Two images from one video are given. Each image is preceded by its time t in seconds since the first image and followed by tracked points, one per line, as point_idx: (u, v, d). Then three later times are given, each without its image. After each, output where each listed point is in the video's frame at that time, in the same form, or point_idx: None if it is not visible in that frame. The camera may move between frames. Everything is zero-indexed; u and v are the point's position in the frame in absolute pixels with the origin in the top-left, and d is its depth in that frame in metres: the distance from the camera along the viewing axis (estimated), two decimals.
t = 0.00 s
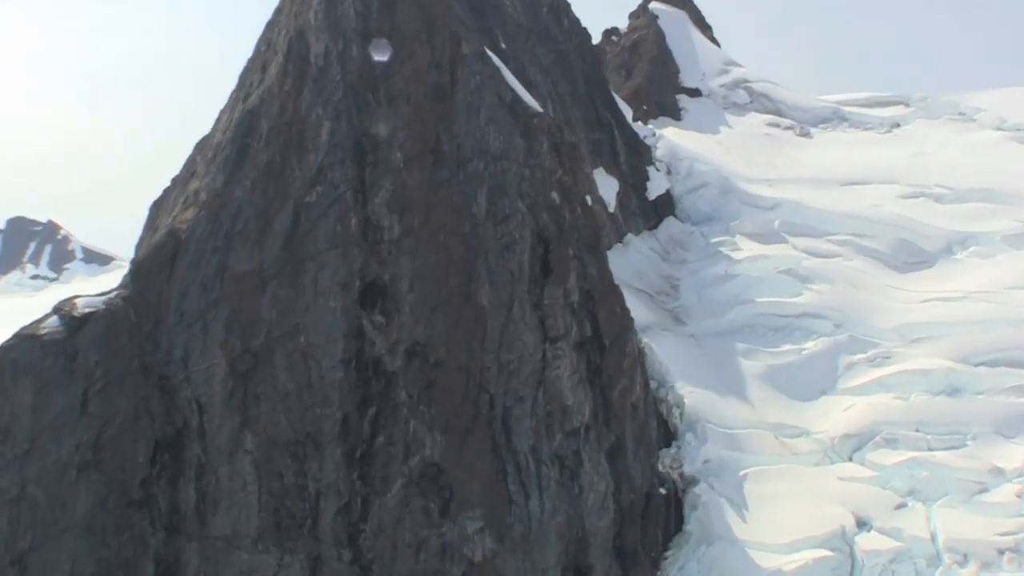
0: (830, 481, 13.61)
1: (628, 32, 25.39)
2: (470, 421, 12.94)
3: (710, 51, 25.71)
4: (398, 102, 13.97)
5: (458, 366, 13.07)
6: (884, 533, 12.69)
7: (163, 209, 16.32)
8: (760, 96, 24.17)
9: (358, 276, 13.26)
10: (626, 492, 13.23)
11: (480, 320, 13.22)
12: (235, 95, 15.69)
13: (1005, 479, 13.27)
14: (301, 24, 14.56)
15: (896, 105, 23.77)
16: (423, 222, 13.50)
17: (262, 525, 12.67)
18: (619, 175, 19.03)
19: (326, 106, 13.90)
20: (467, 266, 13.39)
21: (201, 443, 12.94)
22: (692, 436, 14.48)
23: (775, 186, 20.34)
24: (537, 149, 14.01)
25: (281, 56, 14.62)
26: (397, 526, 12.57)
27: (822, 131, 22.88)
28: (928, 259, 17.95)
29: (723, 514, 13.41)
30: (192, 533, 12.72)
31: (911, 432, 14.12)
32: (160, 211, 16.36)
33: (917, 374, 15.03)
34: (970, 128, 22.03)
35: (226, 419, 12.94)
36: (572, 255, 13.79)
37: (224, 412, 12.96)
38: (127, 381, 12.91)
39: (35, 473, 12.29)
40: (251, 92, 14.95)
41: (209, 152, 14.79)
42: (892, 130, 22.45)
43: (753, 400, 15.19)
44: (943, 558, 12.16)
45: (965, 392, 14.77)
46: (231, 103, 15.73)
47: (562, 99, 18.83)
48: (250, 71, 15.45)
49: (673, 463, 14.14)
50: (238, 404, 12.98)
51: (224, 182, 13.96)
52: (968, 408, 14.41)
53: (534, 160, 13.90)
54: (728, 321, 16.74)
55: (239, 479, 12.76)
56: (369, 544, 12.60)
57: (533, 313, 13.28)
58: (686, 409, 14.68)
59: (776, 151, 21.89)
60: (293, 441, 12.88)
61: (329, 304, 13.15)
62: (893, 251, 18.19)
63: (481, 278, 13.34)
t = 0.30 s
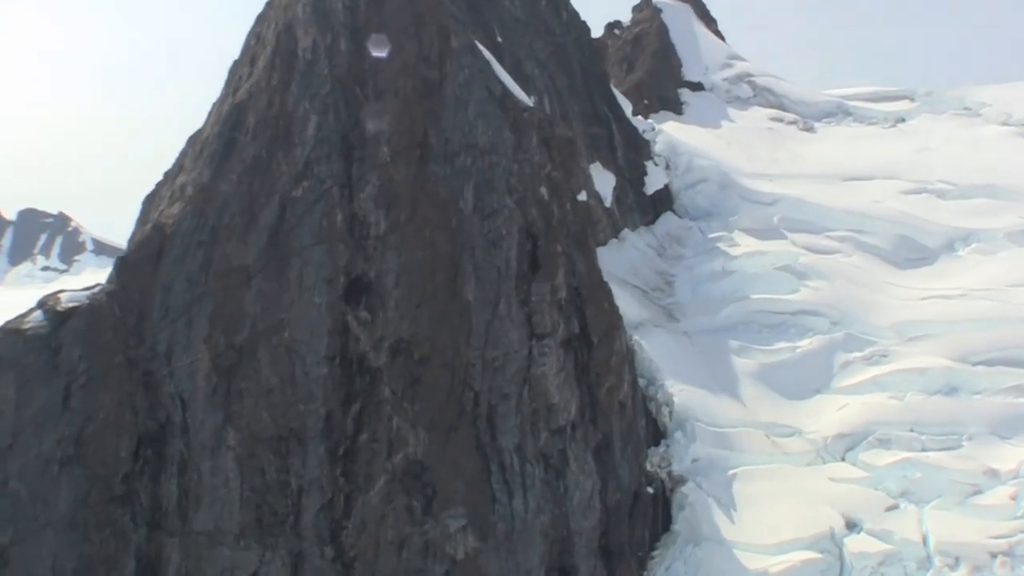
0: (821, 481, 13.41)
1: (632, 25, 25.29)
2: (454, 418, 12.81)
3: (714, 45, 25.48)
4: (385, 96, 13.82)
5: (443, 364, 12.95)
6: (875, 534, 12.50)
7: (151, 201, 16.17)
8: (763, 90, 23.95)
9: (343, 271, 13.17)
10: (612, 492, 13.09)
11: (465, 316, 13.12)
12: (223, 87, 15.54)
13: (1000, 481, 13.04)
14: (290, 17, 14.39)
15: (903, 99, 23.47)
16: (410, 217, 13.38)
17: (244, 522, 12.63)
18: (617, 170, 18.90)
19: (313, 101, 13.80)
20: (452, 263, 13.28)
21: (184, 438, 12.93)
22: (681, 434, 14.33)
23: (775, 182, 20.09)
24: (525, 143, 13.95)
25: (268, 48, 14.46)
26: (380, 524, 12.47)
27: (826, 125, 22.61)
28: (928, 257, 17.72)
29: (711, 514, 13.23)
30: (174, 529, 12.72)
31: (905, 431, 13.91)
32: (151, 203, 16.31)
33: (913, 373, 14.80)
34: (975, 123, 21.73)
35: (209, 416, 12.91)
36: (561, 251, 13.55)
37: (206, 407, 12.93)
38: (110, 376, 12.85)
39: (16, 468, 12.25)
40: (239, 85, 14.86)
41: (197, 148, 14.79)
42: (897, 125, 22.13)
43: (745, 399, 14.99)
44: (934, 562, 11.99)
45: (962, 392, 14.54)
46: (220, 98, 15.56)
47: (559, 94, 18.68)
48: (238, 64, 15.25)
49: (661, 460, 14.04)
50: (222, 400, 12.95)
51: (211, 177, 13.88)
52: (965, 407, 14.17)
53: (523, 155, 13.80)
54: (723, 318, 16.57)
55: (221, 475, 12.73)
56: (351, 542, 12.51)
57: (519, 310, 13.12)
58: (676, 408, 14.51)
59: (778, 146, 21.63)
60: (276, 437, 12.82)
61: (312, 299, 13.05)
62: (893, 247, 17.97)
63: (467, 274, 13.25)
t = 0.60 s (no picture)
0: (813, 482, 13.51)
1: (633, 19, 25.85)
2: (439, 417, 12.73)
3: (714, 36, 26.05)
4: (370, 93, 13.76)
5: (427, 363, 12.90)
6: (867, 536, 12.64)
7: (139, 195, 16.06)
8: (764, 84, 24.58)
9: (328, 269, 13.04)
10: (599, 492, 13.01)
11: (450, 313, 13.03)
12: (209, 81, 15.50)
13: (996, 480, 13.22)
14: (275, 13, 14.29)
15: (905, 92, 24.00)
16: (394, 214, 13.34)
17: (227, 521, 12.48)
18: (613, 165, 19.04)
19: (298, 96, 13.62)
20: (437, 259, 13.23)
21: (167, 437, 12.78)
22: (671, 433, 14.38)
23: (774, 176, 20.33)
24: (512, 138, 13.74)
25: (253, 43, 14.40)
26: (364, 524, 12.37)
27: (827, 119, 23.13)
28: (929, 252, 17.93)
29: (701, 514, 13.22)
30: (157, 529, 12.59)
31: (900, 428, 14.07)
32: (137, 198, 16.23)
33: (910, 370, 14.90)
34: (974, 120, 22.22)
35: (192, 414, 12.74)
36: (547, 249, 13.40)
37: (190, 406, 12.77)
38: (93, 375, 12.83)
39: None
40: (225, 79, 14.71)
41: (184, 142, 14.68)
42: (899, 118, 22.76)
43: (737, 395, 15.13)
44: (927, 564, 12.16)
45: (960, 389, 14.65)
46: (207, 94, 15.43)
47: (553, 92, 18.73)
48: (224, 61, 15.15)
49: (651, 462, 14.02)
50: (206, 399, 12.78)
51: (195, 176, 13.73)
52: (961, 406, 14.30)
53: (509, 151, 13.62)
54: (718, 314, 16.78)
55: (204, 474, 12.57)
56: (334, 542, 12.42)
57: (506, 308, 13.01)
58: (666, 405, 14.61)
59: (778, 139, 21.99)
60: (260, 436, 12.68)
61: (296, 300, 12.90)
62: (893, 242, 18.18)
63: (452, 271, 13.14)
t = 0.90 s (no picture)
0: (805, 484, 13.31)
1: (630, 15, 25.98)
2: (423, 419, 12.54)
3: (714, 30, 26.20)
4: (352, 91, 13.53)
5: (411, 364, 12.70)
6: (859, 539, 12.43)
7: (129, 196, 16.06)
8: (764, 78, 24.57)
9: (311, 269, 12.86)
10: (586, 494, 12.86)
11: (433, 313, 12.81)
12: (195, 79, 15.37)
13: (992, 481, 13.01)
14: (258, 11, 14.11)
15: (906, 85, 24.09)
16: (377, 212, 13.14)
17: (210, 523, 12.30)
18: (607, 161, 18.98)
19: (281, 95, 13.46)
20: (421, 258, 13.05)
21: (150, 439, 12.58)
22: (661, 434, 14.22)
23: (772, 171, 20.47)
24: (497, 136, 13.61)
25: (237, 43, 14.16)
26: (347, 526, 12.21)
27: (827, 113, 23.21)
28: (929, 247, 17.89)
29: (689, 517, 13.07)
30: (140, 532, 12.40)
31: (894, 428, 13.96)
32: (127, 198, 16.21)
33: (905, 369, 14.79)
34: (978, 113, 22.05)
35: (175, 416, 12.53)
36: (533, 247, 13.28)
37: (173, 408, 12.55)
38: (76, 377, 12.59)
39: None
40: (209, 78, 14.59)
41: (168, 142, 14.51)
42: (901, 111, 22.75)
43: (729, 394, 15.02)
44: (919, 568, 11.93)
45: (957, 387, 14.52)
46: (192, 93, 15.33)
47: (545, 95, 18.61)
48: (209, 60, 14.94)
49: (640, 463, 13.90)
50: (188, 401, 12.56)
51: (178, 176, 13.53)
52: (957, 405, 14.18)
53: (494, 149, 13.48)
54: (711, 312, 16.70)
55: (187, 476, 12.38)
56: (317, 545, 12.26)
57: (490, 308, 12.83)
58: (655, 406, 14.48)
59: (778, 134, 22.12)
60: (243, 438, 12.48)
61: (276, 300, 12.72)
62: (891, 238, 18.18)
63: (435, 269, 12.97)
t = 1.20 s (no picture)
0: (797, 488, 13.98)
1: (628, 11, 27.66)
2: (404, 421, 12.75)
3: (715, 27, 28.50)
4: (338, 89, 13.75)
5: (393, 364, 12.91)
6: (848, 545, 13.00)
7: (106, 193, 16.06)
8: (765, 75, 26.38)
9: (295, 269, 12.84)
10: (573, 496, 13.53)
11: (417, 315, 13.09)
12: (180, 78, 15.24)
13: (987, 485, 13.67)
14: (242, 12, 14.04)
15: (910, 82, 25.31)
16: (361, 212, 13.29)
17: (192, 526, 12.17)
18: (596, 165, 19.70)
19: (267, 95, 13.41)
20: (405, 259, 13.26)
21: (132, 441, 12.43)
22: (649, 436, 15.01)
23: (771, 169, 21.85)
24: (484, 133, 14.24)
25: (221, 42, 14.01)
26: (330, 529, 12.22)
27: (827, 109, 24.65)
28: (929, 248, 18.93)
29: (677, 521, 13.66)
30: (122, 535, 12.21)
31: (890, 429, 14.70)
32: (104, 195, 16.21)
33: (902, 368, 15.62)
34: (978, 111, 23.11)
35: (158, 417, 12.40)
36: (517, 247, 13.91)
37: (156, 409, 12.41)
38: (59, 378, 12.45)
39: None
40: (195, 76, 14.34)
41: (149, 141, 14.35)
42: (902, 108, 23.92)
43: (720, 396, 15.98)
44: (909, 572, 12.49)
45: (956, 389, 15.27)
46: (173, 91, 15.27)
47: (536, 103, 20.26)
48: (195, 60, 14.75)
49: (629, 467, 14.66)
50: (169, 403, 12.44)
51: (162, 175, 13.30)
52: (953, 407, 14.91)
53: (479, 147, 14.11)
54: (704, 313, 17.87)
55: (169, 478, 12.25)
56: (298, 550, 12.14)
57: (475, 307, 13.35)
58: (643, 407, 15.27)
59: (777, 131, 23.57)
60: (225, 440, 12.35)
61: (258, 296, 12.64)
62: (891, 236, 19.34)
63: (419, 268, 13.26)
